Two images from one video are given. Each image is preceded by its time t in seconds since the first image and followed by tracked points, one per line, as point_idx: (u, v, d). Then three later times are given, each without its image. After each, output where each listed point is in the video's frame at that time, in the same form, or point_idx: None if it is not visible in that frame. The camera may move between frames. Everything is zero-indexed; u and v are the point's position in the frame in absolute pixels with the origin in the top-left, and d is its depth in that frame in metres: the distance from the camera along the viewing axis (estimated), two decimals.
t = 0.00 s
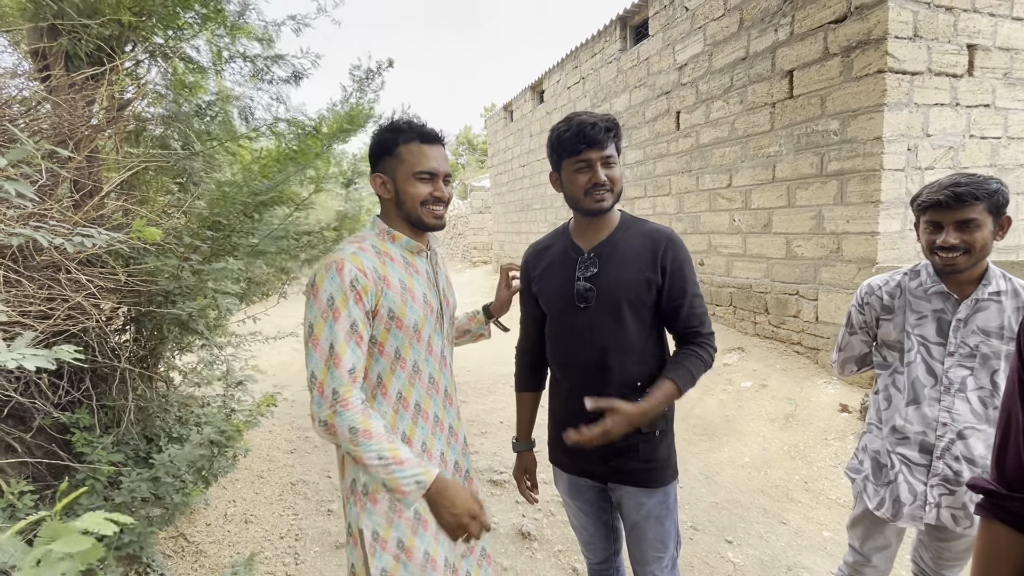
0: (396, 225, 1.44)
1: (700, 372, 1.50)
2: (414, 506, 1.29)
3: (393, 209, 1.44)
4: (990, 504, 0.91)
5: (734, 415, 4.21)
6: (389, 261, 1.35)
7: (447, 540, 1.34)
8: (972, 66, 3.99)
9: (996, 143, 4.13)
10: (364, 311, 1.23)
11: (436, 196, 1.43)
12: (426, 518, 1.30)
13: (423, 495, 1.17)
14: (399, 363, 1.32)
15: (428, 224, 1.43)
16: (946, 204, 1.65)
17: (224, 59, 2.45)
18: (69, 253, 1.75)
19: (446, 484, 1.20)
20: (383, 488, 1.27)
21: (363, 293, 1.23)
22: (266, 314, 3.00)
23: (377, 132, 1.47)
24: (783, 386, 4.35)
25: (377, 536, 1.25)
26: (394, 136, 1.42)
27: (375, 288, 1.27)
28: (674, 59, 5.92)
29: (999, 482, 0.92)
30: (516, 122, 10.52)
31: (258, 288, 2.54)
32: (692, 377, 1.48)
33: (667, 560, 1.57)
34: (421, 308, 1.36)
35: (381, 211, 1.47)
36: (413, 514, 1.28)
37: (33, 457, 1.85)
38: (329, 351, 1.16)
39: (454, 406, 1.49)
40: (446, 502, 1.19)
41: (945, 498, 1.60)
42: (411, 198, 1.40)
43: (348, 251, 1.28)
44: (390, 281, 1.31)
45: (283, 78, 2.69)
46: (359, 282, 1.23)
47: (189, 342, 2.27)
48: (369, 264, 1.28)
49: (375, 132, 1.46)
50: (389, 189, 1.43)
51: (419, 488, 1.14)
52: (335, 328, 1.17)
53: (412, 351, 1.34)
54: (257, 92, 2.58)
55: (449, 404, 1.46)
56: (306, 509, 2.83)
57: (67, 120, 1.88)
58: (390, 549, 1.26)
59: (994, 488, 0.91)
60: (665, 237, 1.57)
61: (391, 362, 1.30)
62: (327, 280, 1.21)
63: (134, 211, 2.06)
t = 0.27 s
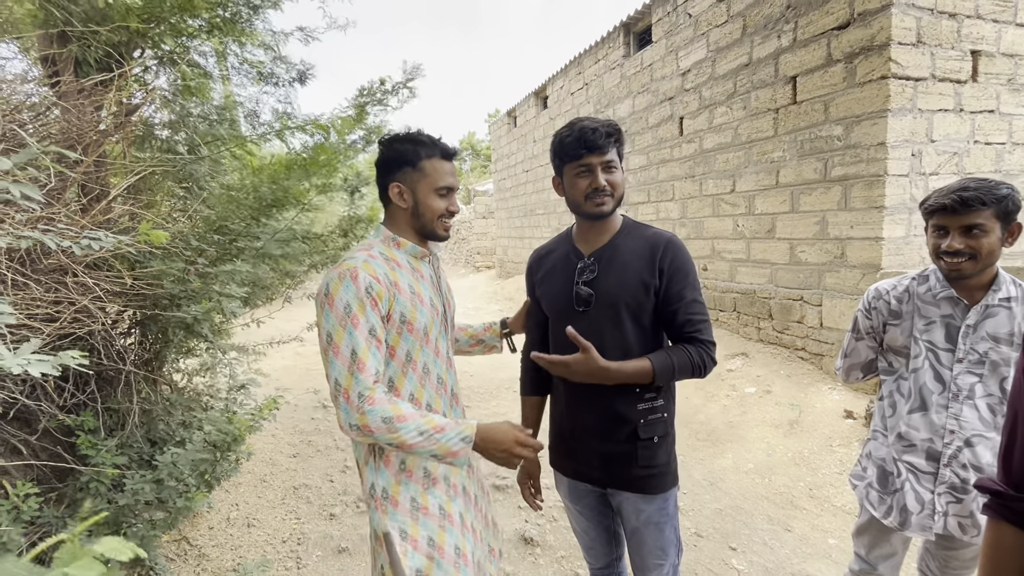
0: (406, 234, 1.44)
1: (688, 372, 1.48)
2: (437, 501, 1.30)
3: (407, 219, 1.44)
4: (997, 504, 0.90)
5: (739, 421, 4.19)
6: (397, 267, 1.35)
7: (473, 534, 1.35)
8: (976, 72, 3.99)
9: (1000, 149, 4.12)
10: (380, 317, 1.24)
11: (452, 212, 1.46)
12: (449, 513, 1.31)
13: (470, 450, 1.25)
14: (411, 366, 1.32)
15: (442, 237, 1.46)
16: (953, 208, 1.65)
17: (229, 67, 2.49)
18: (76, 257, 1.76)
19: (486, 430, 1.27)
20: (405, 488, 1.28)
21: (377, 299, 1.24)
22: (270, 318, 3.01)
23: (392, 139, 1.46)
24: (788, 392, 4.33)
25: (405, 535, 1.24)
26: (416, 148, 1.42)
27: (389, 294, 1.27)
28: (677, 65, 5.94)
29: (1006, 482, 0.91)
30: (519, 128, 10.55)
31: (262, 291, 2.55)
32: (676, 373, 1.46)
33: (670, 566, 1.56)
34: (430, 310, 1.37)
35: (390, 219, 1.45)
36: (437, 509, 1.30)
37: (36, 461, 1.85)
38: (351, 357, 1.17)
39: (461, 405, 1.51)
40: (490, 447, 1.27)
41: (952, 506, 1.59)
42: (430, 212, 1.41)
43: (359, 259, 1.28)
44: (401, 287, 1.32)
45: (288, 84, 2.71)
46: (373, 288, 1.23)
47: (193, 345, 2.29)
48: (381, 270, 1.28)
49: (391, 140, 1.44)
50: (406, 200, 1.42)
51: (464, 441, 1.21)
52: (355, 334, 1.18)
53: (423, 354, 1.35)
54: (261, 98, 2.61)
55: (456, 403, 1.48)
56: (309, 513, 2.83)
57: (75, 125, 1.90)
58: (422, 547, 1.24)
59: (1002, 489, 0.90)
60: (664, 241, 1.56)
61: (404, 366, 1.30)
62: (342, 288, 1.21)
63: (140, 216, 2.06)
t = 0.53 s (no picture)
0: (412, 236, 1.44)
1: (690, 371, 1.46)
2: (450, 500, 1.31)
3: (413, 221, 1.43)
4: (1004, 507, 0.89)
5: (741, 426, 4.18)
6: (407, 267, 1.35)
7: (487, 530, 1.36)
8: (977, 79, 4.00)
9: (1002, 154, 4.13)
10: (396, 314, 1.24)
11: (455, 209, 1.48)
12: (462, 511, 1.32)
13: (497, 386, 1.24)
14: (425, 364, 1.32)
15: (448, 235, 1.47)
16: (955, 214, 1.64)
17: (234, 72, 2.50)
18: (82, 260, 1.78)
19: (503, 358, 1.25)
20: (418, 488, 1.28)
21: (392, 297, 1.24)
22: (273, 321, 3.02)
23: (387, 143, 1.45)
24: (790, 397, 4.32)
25: (420, 536, 1.24)
26: (413, 149, 1.43)
27: (402, 293, 1.28)
28: (679, 71, 5.97)
29: (1014, 485, 0.90)
30: (522, 134, 10.58)
31: (266, 295, 2.56)
32: (678, 370, 1.46)
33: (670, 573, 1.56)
34: (439, 309, 1.39)
35: (394, 222, 1.44)
36: (450, 508, 1.30)
37: (40, 462, 1.86)
38: (370, 356, 1.17)
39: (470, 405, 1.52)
40: (512, 373, 1.25)
41: (954, 514, 1.59)
42: (436, 210, 1.42)
43: (371, 259, 1.28)
44: (413, 286, 1.32)
45: (293, 89, 2.73)
46: (388, 287, 1.24)
47: (197, 348, 2.30)
48: (393, 269, 1.29)
49: (386, 145, 1.44)
50: (411, 201, 1.42)
51: (487, 380, 1.21)
52: (374, 332, 1.18)
53: (434, 353, 1.36)
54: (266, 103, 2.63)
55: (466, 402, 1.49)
56: (310, 517, 2.83)
57: (83, 130, 1.92)
58: (437, 547, 1.24)
59: (1009, 492, 0.89)
60: (666, 244, 1.56)
61: (418, 364, 1.31)
62: (357, 288, 1.21)
63: (146, 219, 2.08)
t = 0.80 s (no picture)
0: (416, 241, 1.43)
1: (676, 370, 1.44)
2: (449, 510, 1.30)
3: (418, 225, 1.43)
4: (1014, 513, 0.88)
5: (744, 431, 4.16)
6: (414, 272, 1.35)
7: (486, 539, 1.35)
8: (982, 83, 4.00)
9: (1007, 159, 4.12)
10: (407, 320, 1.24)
11: (462, 215, 1.47)
12: (461, 520, 1.31)
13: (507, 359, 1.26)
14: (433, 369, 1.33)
15: (453, 241, 1.47)
16: (958, 217, 1.63)
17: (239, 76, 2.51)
18: (87, 262, 1.79)
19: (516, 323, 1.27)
20: (417, 496, 1.27)
21: (401, 303, 1.24)
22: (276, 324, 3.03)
23: (397, 143, 1.43)
24: (794, 402, 4.30)
25: (416, 544, 1.23)
26: (422, 152, 1.41)
27: (410, 299, 1.28)
28: (682, 75, 5.98)
29: None
30: (525, 138, 10.61)
31: (269, 298, 2.57)
32: (662, 365, 1.43)
33: None
34: (445, 314, 1.39)
35: (399, 225, 1.44)
36: (449, 518, 1.29)
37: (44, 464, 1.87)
38: (388, 365, 1.16)
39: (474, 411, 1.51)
40: (516, 343, 1.26)
41: (960, 522, 1.58)
42: (442, 216, 1.41)
43: (376, 267, 1.26)
44: (419, 292, 1.32)
45: (298, 94, 2.75)
46: (396, 294, 1.23)
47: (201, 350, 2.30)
48: (399, 276, 1.28)
49: (394, 145, 1.42)
50: (418, 205, 1.41)
51: (497, 351, 1.24)
52: (388, 340, 1.18)
53: (441, 358, 1.36)
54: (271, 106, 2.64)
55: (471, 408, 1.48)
56: (312, 520, 2.82)
57: (89, 132, 1.94)
58: (433, 555, 1.24)
59: None
60: (671, 246, 1.57)
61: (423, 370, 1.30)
62: (366, 297, 1.20)
63: (150, 221, 2.09)
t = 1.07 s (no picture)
0: (422, 243, 1.44)
1: (665, 372, 1.44)
2: (447, 526, 1.29)
3: (423, 227, 1.43)
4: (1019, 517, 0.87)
5: (746, 436, 4.16)
6: (414, 278, 1.34)
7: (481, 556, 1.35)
8: (983, 90, 4.01)
9: (1008, 165, 4.13)
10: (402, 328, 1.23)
11: (470, 215, 1.45)
12: (459, 538, 1.31)
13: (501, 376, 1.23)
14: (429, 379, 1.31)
15: (460, 243, 1.45)
16: (954, 223, 1.63)
17: (242, 78, 2.53)
18: (92, 262, 1.79)
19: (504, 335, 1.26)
20: (415, 511, 1.26)
21: (397, 310, 1.23)
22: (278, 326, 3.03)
23: (401, 142, 1.44)
24: (796, 407, 4.29)
25: (412, 561, 1.21)
26: (425, 151, 1.40)
27: (407, 305, 1.26)
28: (684, 81, 6.00)
29: None
30: (526, 142, 10.64)
31: (271, 299, 2.57)
32: (652, 368, 1.42)
33: None
34: (446, 323, 1.37)
35: (404, 228, 1.44)
36: (447, 535, 1.28)
37: (45, 464, 1.87)
38: (377, 375, 1.15)
39: (475, 424, 1.51)
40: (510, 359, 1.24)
41: (961, 527, 1.58)
42: (448, 217, 1.40)
43: (375, 271, 1.26)
44: (418, 299, 1.30)
45: (302, 97, 2.76)
46: (392, 300, 1.22)
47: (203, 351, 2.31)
48: (397, 281, 1.27)
49: (399, 145, 1.43)
50: (422, 207, 1.41)
51: (490, 369, 1.21)
52: (379, 349, 1.17)
53: (439, 369, 1.33)
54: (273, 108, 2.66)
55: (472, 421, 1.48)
56: (312, 523, 2.81)
57: (96, 133, 1.95)
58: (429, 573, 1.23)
59: None
60: (669, 245, 1.57)
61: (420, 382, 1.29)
62: (360, 303, 1.20)
63: (155, 222, 2.09)
